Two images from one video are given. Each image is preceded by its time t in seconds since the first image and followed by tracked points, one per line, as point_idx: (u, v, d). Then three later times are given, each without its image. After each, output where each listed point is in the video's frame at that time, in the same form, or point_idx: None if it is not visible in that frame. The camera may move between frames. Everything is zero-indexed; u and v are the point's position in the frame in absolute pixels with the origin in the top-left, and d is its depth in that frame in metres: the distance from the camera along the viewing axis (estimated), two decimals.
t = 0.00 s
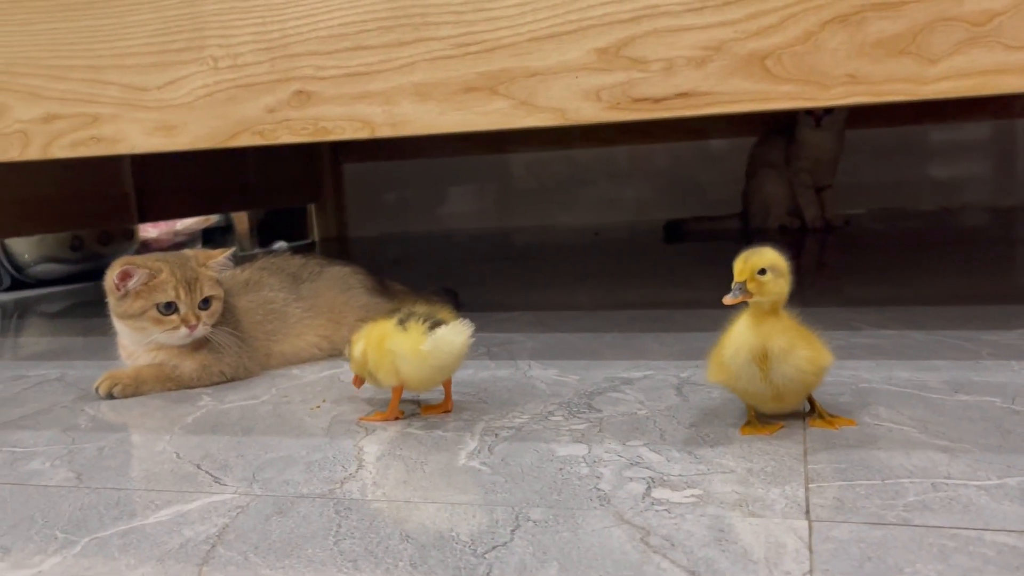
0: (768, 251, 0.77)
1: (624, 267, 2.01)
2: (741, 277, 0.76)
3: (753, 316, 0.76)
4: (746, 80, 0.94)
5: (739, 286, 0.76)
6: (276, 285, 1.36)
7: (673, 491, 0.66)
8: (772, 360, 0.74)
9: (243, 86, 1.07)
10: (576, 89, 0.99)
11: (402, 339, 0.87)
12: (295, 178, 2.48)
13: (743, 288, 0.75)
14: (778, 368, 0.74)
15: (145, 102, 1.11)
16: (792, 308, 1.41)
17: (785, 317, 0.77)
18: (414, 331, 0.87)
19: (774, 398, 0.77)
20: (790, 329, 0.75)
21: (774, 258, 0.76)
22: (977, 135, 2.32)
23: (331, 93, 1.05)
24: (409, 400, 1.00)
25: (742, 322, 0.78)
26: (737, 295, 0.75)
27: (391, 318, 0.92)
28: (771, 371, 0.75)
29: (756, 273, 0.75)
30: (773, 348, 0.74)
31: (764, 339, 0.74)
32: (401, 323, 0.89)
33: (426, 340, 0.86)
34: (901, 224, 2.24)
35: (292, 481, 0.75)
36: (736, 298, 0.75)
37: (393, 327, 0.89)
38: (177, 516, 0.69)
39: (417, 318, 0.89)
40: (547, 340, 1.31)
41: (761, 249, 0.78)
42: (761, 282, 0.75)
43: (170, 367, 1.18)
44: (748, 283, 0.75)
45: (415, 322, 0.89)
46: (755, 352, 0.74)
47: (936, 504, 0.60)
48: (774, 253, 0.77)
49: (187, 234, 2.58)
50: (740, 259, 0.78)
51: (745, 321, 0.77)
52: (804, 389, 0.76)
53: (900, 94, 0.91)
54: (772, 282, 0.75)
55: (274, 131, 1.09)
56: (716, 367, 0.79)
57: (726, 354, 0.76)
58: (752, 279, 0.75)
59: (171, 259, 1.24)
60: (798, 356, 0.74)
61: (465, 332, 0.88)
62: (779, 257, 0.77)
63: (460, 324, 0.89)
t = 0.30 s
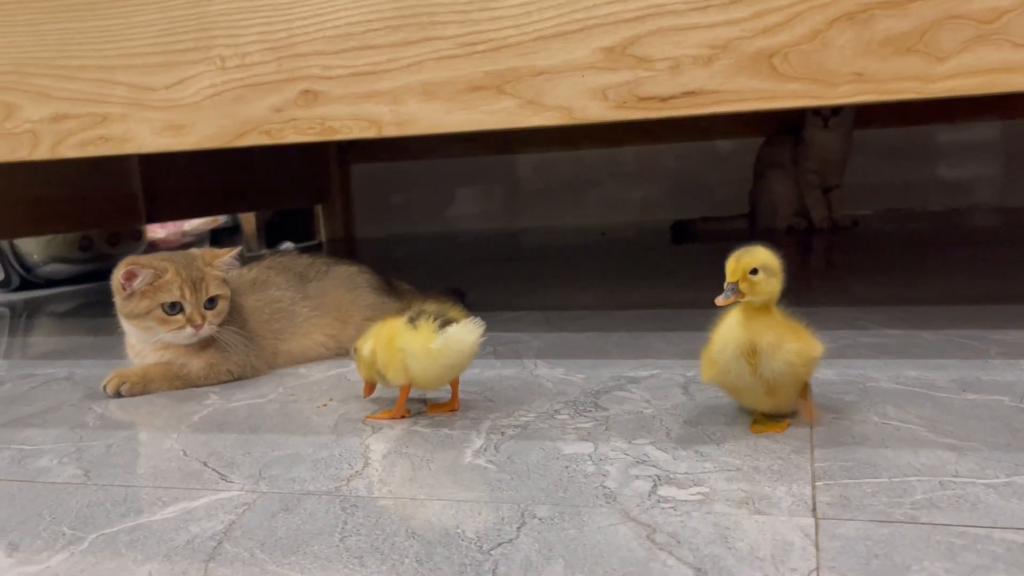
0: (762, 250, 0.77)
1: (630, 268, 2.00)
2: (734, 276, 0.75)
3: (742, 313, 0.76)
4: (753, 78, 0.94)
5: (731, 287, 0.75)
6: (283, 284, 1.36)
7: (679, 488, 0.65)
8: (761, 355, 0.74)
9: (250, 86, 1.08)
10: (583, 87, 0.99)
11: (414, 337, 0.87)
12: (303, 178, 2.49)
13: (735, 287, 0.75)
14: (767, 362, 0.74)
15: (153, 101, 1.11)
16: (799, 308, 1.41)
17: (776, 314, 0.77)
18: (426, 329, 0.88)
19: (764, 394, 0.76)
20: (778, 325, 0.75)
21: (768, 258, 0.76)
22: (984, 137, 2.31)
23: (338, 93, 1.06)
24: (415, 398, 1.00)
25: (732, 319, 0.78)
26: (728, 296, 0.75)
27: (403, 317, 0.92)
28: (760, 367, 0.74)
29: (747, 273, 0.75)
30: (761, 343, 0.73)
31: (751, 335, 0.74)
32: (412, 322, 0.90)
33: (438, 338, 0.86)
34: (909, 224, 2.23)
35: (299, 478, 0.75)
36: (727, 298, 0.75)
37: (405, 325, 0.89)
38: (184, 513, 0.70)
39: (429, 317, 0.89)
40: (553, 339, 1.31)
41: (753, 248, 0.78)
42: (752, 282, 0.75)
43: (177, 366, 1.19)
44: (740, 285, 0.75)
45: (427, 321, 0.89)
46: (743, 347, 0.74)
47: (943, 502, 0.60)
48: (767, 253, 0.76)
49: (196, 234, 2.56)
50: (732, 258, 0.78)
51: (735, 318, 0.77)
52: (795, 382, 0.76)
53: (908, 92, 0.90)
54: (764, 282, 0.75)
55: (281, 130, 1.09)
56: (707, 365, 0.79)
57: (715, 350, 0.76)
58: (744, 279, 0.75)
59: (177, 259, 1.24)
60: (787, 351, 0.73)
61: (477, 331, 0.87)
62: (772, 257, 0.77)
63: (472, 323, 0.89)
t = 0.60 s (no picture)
0: (765, 251, 0.76)
1: (636, 267, 2.00)
2: (738, 275, 0.75)
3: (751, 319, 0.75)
4: (761, 75, 0.93)
5: (735, 286, 0.75)
6: (289, 282, 1.37)
7: (687, 486, 0.65)
8: (770, 365, 0.73)
9: (257, 83, 1.08)
10: (590, 84, 0.98)
11: (420, 334, 0.87)
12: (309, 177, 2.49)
13: (739, 287, 0.75)
14: (775, 372, 0.73)
15: (160, 99, 1.11)
16: (807, 306, 1.40)
17: (786, 317, 0.76)
18: (431, 325, 0.88)
19: (777, 400, 0.75)
20: (788, 332, 0.73)
21: (772, 259, 0.75)
22: (993, 137, 2.30)
23: (345, 90, 1.05)
24: (422, 395, 1.00)
25: (742, 324, 0.77)
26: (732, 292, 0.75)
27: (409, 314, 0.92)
28: (769, 376, 0.73)
29: (751, 273, 0.75)
30: (769, 353, 0.72)
31: (759, 344, 0.73)
32: (417, 319, 0.90)
33: (447, 337, 0.86)
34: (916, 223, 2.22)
35: (305, 474, 0.75)
36: (729, 296, 0.76)
37: (413, 323, 0.89)
38: (190, 509, 0.69)
39: (436, 314, 0.89)
40: (559, 337, 1.30)
41: (759, 249, 0.78)
42: (756, 281, 0.74)
43: (183, 363, 1.18)
44: (743, 283, 0.75)
45: (433, 317, 0.89)
46: (751, 356, 0.73)
47: (954, 500, 0.60)
48: (771, 254, 0.76)
49: (202, 233, 2.57)
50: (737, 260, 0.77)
51: (744, 324, 0.76)
52: (803, 392, 0.75)
53: (918, 88, 0.90)
54: (767, 282, 0.74)
55: (288, 128, 1.09)
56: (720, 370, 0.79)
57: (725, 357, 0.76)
58: (746, 278, 0.75)
59: (181, 257, 1.24)
60: (795, 362, 0.72)
61: (486, 330, 0.87)
62: (777, 258, 0.76)
63: (482, 322, 0.89)
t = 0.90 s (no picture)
0: (772, 252, 0.76)
1: (640, 266, 2.00)
2: (745, 278, 0.74)
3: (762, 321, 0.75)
4: (766, 73, 0.93)
5: (743, 288, 0.74)
6: (294, 281, 1.37)
7: (692, 484, 0.65)
8: (785, 365, 0.72)
9: (261, 82, 1.08)
10: (594, 82, 0.98)
11: (427, 333, 0.87)
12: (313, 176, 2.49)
13: (748, 289, 0.74)
14: (789, 373, 0.73)
15: (165, 97, 1.11)
16: (812, 306, 1.40)
17: (795, 319, 0.76)
18: (438, 325, 0.87)
19: (790, 402, 0.76)
20: (800, 333, 0.73)
21: (778, 261, 0.75)
22: (997, 136, 2.29)
23: (349, 88, 1.05)
24: (425, 393, 1.00)
25: (753, 326, 0.76)
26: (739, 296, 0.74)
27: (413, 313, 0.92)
28: (784, 377, 0.73)
29: (759, 274, 0.74)
30: (784, 354, 0.72)
31: (773, 345, 0.72)
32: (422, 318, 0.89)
33: (453, 336, 0.86)
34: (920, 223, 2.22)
35: (310, 472, 0.75)
36: (735, 299, 0.74)
37: (418, 321, 0.89)
38: (195, 506, 0.70)
39: (442, 313, 0.89)
40: (563, 336, 1.30)
41: (765, 252, 0.77)
42: (764, 283, 0.74)
43: (188, 361, 1.18)
44: (750, 285, 0.74)
45: (439, 316, 0.89)
46: (766, 358, 0.73)
47: (960, 498, 0.59)
48: (778, 256, 0.76)
49: (206, 232, 2.57)
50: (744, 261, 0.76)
51: (756, 326, 0.75)
52: (816, 395, 0.75)
53: (924, 86, 0.89)
54: (774, 284, 0.74)
55: (292, 126, 1.09)
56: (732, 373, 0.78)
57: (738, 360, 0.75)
58: (754, 280, 0.74)
59: (186, 255, 1.24)
60: (809, 363, 0.72)
61: (492, 329, 0.88)
62: (784, 259, 0.76)
63: (487, 322, 0.89)
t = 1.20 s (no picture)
0: (776, 254, 0.75)
1: (643, 265, 2.00)
2: (750, 280, 0.74)
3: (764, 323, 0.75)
4: (771, 70, 0.93)
5: (748, 290, 0.74)
6: (297, 278, 1.38)
7: (696, 481, 0.65)
8: (787, 368, 0.72)
9: (264, 79, 1.08)
10: (598, 79, 0.98)
11: (431, 332, 0.87)
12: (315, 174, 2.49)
13: (752, 291, 0.74)
14: (792, 375, 0.73)
15: (168, 94, 1.11)
16: (817, 304, 1.39)
17: (798, 321, 0.75)
18: (443, 326, 0.87)
19: (792, 403, 0.76)
20: (803, 336, 0.73)
21: (783, 263, 0.74)
22: (1002, 135, 2.28)
23: (352, 85, 1.05)
24: (429, 391, 1.00)
25: (756, 328, 0.76)
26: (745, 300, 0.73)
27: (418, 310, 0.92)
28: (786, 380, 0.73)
29: (763, 277, 0.74)
30: (786, 356, 0.72)
31: (775, 348, 0.72)
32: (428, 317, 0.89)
33: (458, 338, 0.86)
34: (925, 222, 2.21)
35: (313, 469, 0.75)
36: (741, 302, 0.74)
37: (424, 319, 0.88)
38: (198, 503, 0.69)
39: (448, 312, 0.89)
40: (567, 333, 1.30)
41: (770, 252, 0.77)
42: (768, 285, 0.73)
43: (192, 358, 1.18)
44: (756, 289, 0.74)
45: (444, 316, 0.89)
46: (768, 361, 0.73)
47: (965, 496, 0.59)
48: (784, 258, 0.75)
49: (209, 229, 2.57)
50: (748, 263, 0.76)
51: (758, 328, 0.75)
52: (819, 396, 0.75)
53: (929, 83, 0.89)
54: (779, 286, 0.73)
55: (295, 123, 1.09)
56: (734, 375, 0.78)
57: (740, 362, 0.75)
58: (759, 283, 0.73)
59: (190, 251, 1.24)
60: (812, 365, 0.72)
61: (498, 333, 0.88)
62: (789, 261, 0.75)
63: (493, 326, 0.89)
